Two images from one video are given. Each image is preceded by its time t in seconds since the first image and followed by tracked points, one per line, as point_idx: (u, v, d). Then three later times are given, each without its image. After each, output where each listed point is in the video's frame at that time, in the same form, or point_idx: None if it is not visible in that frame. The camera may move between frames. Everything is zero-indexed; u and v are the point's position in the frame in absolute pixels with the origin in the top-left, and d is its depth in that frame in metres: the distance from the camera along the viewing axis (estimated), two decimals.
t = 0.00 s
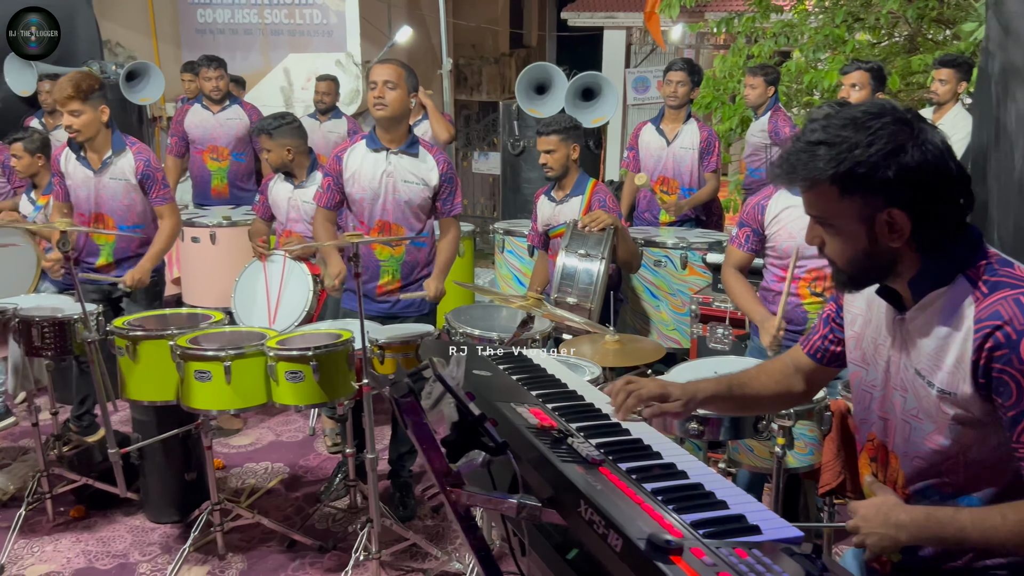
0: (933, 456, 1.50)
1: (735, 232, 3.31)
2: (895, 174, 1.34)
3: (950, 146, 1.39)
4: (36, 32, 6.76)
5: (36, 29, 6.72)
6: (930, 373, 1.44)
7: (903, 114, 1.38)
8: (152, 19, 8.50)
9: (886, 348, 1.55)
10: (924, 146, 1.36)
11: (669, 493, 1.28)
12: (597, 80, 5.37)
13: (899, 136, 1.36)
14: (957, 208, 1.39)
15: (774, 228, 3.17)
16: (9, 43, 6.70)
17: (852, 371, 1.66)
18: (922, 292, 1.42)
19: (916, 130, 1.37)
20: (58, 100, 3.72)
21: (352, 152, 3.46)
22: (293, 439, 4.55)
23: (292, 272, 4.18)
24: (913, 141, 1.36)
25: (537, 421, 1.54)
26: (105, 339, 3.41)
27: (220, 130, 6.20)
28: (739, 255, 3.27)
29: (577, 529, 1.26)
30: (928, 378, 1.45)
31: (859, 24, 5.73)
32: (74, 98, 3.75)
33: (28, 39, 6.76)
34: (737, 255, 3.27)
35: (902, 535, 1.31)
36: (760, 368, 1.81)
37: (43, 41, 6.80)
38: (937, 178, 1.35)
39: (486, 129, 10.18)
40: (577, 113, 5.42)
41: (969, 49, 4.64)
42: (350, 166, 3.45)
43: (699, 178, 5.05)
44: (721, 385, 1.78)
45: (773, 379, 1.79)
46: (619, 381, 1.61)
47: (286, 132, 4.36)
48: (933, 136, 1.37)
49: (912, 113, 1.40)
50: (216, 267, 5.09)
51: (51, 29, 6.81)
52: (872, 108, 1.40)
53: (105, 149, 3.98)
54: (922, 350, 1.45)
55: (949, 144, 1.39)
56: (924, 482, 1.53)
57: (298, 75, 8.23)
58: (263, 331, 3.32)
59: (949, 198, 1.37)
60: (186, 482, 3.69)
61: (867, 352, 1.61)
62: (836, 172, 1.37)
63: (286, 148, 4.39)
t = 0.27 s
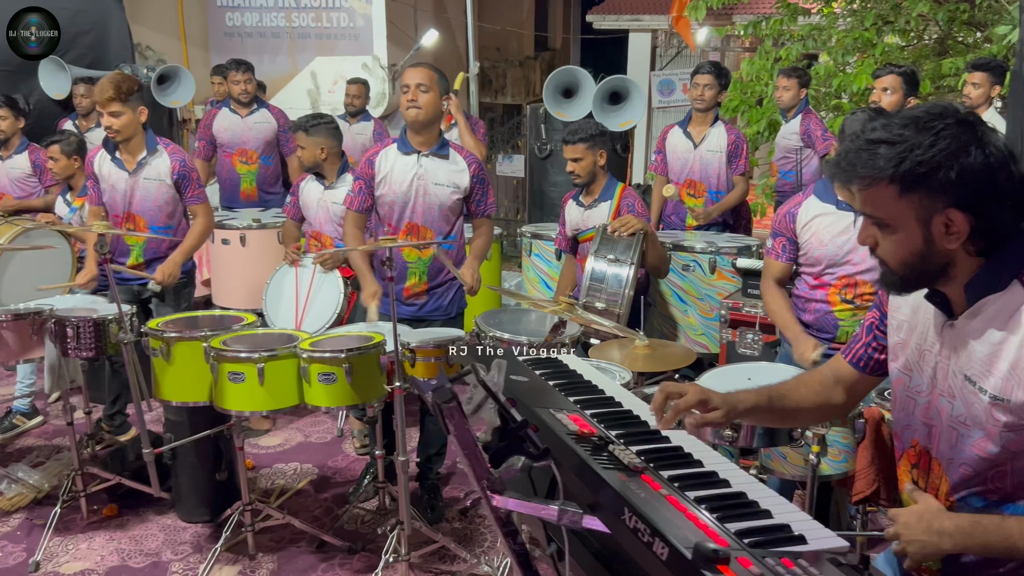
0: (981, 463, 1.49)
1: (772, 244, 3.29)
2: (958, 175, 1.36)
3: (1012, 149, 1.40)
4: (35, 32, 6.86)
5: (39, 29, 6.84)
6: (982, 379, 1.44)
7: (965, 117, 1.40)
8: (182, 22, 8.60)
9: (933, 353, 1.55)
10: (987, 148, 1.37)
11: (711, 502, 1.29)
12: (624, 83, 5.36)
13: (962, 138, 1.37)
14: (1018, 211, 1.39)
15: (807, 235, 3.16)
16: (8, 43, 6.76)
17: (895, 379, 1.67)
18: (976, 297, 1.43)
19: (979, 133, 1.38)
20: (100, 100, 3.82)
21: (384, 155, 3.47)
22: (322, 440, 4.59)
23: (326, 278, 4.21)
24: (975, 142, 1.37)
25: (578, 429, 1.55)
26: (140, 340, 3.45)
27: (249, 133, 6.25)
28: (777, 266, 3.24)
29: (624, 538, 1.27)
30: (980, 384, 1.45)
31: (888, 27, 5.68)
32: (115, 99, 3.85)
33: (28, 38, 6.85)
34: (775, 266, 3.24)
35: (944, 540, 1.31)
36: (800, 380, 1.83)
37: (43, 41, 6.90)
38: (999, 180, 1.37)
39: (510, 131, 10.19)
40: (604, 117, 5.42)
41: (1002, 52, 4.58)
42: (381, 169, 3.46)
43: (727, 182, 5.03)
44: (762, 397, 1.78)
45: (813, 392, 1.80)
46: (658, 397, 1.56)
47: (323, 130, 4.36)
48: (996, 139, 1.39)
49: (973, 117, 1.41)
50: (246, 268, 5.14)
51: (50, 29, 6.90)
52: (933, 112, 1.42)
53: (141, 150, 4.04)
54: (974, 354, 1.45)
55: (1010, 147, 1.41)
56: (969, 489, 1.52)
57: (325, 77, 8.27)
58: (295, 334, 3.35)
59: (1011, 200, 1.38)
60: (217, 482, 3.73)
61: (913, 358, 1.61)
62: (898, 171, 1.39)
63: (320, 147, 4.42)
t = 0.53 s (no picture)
0: (1017, 464, 1.47)
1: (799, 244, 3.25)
2: (989, 178, 1.38)
3: None
4: (36, 32, 6.67)
5: (36, 28, 6.65)
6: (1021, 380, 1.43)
7: (1010, 122, 1.41)
8: (211, 26, 8.69)
9: (966, 355, 1.54)
10: None
11: (753, 514, 1.28)
12: (652, 87, 5.35)
13: (1000, 142, 1.39)
14: None
15: (840, 240, 3.12)
16: (9, 43, 6.58)
17: (927, 382, 1.65)
18: (1010, 298, 1.45)
19: (1021, 137, 1.39)
20: (139, 95, 3.92)
21: (416, 160, 3.49)
22: (349, 442, 4.62)
23: (352, 282, 4.24)
24: (1015, 147, 1.38)
25: (615, 435, 1.55)
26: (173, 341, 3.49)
27: (278, 138, 6.29)
28: (802, 267, 3.20)
29: (667, 547, 1.28)
30: (1017, 385, 1.44)
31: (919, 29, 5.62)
32: (154, 93, 3.96)
33: (28, 38, 6.67)
34: (800, 267, 3.20)
35: (980, 543, 1.30)
36: (833, 390, 1.81)
37: (43, 41, 6.72)
38: None
39: (535, 135, 10.19)
40: (632, 121, 5.40)
41: None
42: (413, 174, 3.49)
43: (756, 187, 4.99)
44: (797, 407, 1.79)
45: (847, 401, 1.79)
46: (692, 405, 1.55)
47: (356, 132, 4.43)
48: None
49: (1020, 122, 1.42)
50: (275, 271, 5.19)
51: (51, 29, 6.69)
52: (978, 112, 1.43)
53: (175, 155, 4.10)
54: (1009, 354, 1.45)
55: None
56: (1006, 491, 1.50)
57: (352, 81, 8.34)
58: (326, 337, 3.38)
59: None
60: (247, 483, 3.76)
61: (948, 361, 1.60)
62: (931, 167, 1.42)
63: (353, 150, 4.46)
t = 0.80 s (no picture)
0: None
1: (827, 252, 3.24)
2: (986, 196, 1.39)
3: None
4: (35, 32, 6.56)
5: (36, 28, 6.54)
6: None
7: (1018, 136, 1.39)
8: (238, 31, 8.78)
9: (986, 353, 1.54)
10: None
11: (790, 522, 1.28)
12: (678, 92, 5.35)
13: (1003, 159, 1.38)
14: None
15: (863, 247, 3.12)
16: (8, 43, 6.48)
17: (944, 381, 1.64)
18: None
19: None
20: (176, 104, 4.02)
21: (445, 166, 3.53)
22: (375, 444, 4.65)
23: (373, 275, 4.32)
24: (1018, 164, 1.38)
25: (650, 441, 1.56)
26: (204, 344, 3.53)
27: (306, 142, 6.34)
28: (829, 274, 3.18)
29: (704, 554, 1.28)
30: None
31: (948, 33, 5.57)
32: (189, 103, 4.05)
33: (27, 38, 6.55)
34: (827, 274, 3.18)
35: (1012, 547, 1.30)
36: (853, 390, 1.81)
37: (43, 41, 6.62)
38: None
39: (560, 139, 10.19)
40: (657, 126, 5.39)
41: None
42: (440, 180, 3.52)
43: (782, 193, 4.97)
44: (824, 408, 1.77)
45: (868, 401, 1.78)
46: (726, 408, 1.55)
47: (386, 138, 4.41)
48: None
49: None
50: (303, 274, 5.23)
51: (51, 28, 6.60)
52: (986, 123, 1.42)
53: (207, 161, 4.16)
54: None
55: None
56: None
57: (377, 85, 8.38)
58: (354, 340, 3.41)
59: None
60: (274, 484, 3.79)
61: (965, 361, 1.58)
62: (935, 180, 1.44)
63: (383, 155, 4.46)
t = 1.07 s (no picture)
0: None
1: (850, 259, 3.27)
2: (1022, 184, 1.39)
3: None
4: (35, 32, 6.44)
5: (36, 28, 6.43)
6: None
7: None
8: (264, 36, 8.87)
9: (1004, 349, 1.53)
10: None
11: (825, 533, 1.28)
12: (704, 97, 5.35)
13: None
14: None
15: (891, 257, 3.09)
16: (8, 44, 6.33)
17: (959, 381, 1.62)
18: None
19: None
20: (206, 115, 4.04)
21: (473, 171, 3.55)
22: (398, 448, 4.67)
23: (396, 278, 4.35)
24: None
25: (681, 450, 1.56)
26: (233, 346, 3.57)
27: (331, 146, 6.37)
28: (849, 280, 3.21)
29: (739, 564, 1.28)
30: None
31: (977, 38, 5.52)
32: (218, 114, 4.07)
33: (27, 38, 6.43)
34: (846, 280, 3.21)
35: None
36: (864, 391, 1.79)
37: (43, 41, 6.51)
38: None
39: (583, 144, 10.19)
40: (682, 131, 5.38)
41: None
42: (469, 184, 3.55)
43: (810, 199, 4.94)
44: (837, 408, 1.75)
45: (879, 401, 1.77)
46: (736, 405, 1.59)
47: (418, 148, 4.48)
48: None
49: None
50: (329, 278, 5.27)
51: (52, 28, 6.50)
52: None
53: (236, 168, 4.21)
54: None
55: None
56: None
57: (400, 90, 8.37)
58: (380, 343, 3.43)
59: None
60: (300, 486, 3.82)
61: (981, 357, 1.57)
62: (976, 161, 1.43)
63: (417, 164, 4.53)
